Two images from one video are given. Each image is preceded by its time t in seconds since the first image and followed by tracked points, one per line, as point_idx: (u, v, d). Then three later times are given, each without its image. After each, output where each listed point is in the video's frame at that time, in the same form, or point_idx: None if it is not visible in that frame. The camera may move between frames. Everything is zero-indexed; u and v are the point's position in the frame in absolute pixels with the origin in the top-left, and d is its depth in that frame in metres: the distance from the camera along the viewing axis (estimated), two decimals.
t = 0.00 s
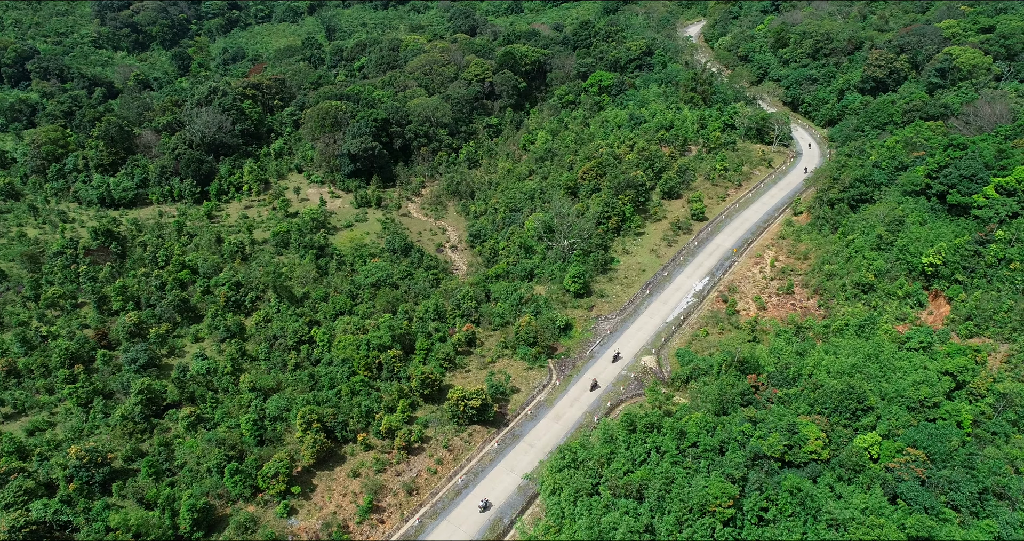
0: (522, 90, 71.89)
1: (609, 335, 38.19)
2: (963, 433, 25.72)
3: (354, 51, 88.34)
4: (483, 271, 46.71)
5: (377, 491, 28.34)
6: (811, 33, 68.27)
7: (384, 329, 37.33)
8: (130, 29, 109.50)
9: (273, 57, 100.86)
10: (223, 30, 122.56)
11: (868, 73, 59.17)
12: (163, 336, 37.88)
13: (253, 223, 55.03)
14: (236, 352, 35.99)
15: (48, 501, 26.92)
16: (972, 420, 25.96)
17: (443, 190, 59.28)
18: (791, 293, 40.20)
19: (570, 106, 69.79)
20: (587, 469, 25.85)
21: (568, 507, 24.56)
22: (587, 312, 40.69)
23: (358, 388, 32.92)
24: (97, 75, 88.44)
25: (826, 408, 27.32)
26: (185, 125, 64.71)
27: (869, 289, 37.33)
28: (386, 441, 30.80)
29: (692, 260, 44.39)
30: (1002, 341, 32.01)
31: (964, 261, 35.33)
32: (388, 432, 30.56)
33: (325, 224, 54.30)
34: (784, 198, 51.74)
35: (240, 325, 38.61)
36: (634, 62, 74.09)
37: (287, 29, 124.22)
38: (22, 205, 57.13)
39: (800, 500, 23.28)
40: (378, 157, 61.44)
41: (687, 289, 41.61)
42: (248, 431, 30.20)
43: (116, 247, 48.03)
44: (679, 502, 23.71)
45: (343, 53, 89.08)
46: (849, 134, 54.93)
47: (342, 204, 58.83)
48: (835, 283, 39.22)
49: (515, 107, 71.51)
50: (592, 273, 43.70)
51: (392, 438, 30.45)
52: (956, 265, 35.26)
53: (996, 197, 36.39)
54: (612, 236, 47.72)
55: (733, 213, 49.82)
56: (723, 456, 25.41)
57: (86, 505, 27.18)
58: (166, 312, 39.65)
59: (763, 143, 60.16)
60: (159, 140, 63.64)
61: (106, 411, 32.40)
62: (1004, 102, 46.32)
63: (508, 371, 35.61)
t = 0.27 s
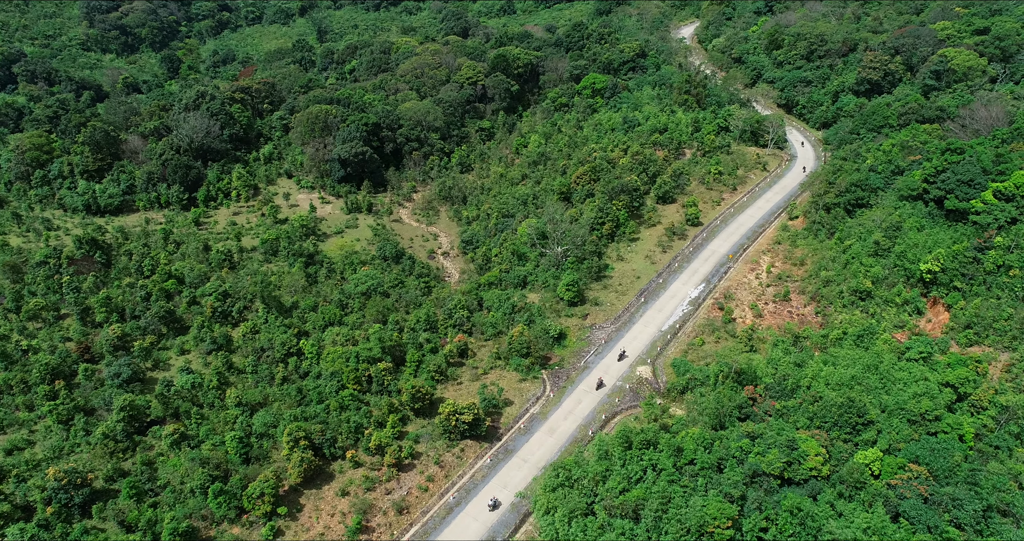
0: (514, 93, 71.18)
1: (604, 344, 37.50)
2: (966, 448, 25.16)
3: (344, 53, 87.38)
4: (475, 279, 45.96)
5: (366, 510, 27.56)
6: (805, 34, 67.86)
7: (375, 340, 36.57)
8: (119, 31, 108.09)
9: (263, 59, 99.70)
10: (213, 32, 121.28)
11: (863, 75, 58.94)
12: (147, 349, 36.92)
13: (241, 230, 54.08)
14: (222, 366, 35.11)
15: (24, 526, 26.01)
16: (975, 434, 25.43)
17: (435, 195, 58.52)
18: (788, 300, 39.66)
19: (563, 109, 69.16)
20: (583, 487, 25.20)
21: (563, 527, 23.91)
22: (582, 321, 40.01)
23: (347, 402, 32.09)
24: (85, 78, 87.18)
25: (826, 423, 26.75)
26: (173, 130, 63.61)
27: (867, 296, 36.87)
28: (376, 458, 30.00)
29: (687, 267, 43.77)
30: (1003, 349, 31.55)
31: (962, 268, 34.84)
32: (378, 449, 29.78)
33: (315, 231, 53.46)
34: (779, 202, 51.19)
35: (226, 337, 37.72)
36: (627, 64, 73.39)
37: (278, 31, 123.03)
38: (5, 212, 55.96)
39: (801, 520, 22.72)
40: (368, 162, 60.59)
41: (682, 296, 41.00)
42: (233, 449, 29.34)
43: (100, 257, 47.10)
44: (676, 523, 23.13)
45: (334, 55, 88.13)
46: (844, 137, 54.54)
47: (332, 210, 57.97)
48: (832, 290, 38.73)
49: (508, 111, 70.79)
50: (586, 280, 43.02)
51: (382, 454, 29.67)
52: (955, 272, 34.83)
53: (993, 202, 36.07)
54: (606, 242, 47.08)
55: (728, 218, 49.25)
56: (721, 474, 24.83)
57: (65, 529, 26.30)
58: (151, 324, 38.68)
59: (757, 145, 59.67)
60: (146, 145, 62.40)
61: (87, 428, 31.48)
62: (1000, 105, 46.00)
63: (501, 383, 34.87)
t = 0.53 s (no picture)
0: (508, 95, 70.58)
1: (599, 353, 36.90)
2: (969, 461, 24.68)
3: (337, 55, 86.57)
4: (469, 286, 45.35)
5: (357, 528, 26.93)
6: (801, 36, 67.55)
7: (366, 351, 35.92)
8: (110, 34, 106.97)
9: (255, 61, 98.75)
10: (205, 33, 120.22)
11: (859, 77, 58.75)
12: (134, 361, 36.10)
13: (232, 236, 53.31)
14: (210, 378, 34.37)
15: None
16: (978, 447, 24.96)
17: (429, 200, 57.86)
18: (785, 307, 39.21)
19: (557, 112, 68.63)
20: (579, 504, 24.64)
21: None
22: (577, 328, 39.44)
23: (338, 415, 31.42)
24: (74, 81, 86.07)
25: (826, 436, 26.26)
26: (162, 134, 62.65)
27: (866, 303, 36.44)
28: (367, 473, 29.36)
29: (684, 272, 43.21)
30: (1003, 357, 31.12)
31: (962, 274, 34.41)
32: (369, 464, 29.14)
33: (306, 237, 52.76)
34: (776, 206, 50.73)
35: (215, 348, 36.95)
36: (622, 66, 72.70)
37: (271, 33, 122.04)
38: None
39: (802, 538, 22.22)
40: (361, 167, 59.91)
41: (679, 303, 40.43)
42: (221, 466, 28.64)
43: (87, 265, 46.07)
44: None
45: (326, 58, 87.32)
46: (840, 140, 54.19)
47: (324, 215, 57.25)
48: (830, 296, 38.28)
49: (502, 113, 70.19)
50: (581, 287, 42.45)
51: (373, 470, 29.03)
52: (954, 278, 34.38)
53: (993, 207, 35.63)
54: (601, 247, 46.51)
55: (725, 222, 48.74)
56: (720, 490, 24.31)
57: None
58: (138, 335, 37.84)
59: (753, 148, 59.26)
60: (135, 150, 61.28)
61: (71, 444, 30.70)
62: (998, 107, 45.67)
63: (495, 394, 34.25)
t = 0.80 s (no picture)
0: (502, 99, 69.86)
1: (595, 363, 36.18)
2: (973, 477, 24.11)
3: (329, 58, 85.72)
4: (462, 294, 44.60)
5: None
6: (796, 38, 67.09)
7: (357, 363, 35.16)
8: (100, 37, 105.94)
9: (246, 64, 97.76)
10: (197, 36, 119.22)
11: (855, 79, 58.20)
12: (118, 376, 35.19)
13: (221, 244, 52.41)
14: (196, 393, 33.53)
15: None
16: (982, 462, 24.39)
17: (421, 206, 57.08)
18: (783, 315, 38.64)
19: (552, 115, 67.96)
20: (575, 525, 23.98)
21: None
22: (572, 338, 38.75)
23: (328, 432, 30.64)
24: (63, 84, 85.02)
25: (828, 452, 25.67)
26: (150, 139, 61.59)
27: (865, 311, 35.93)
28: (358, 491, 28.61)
29: (680, 279, 42.55)
30: (1005, 368, 30.64)
31: (963, 282, 33.85)
32: (360, 482, 28.39)
33: (297, 244, 51.94)
34: (773, 210, 50.14)
35: (201, 361, 36.06)
36: (616, 69, 72.25)
37: (263, 35, 121.00)
38: None
39: None
40: (353, 172, 59.11)
41: (675, 311, 39.77)
42: (206, 486, 27.82)
43: (72, 274, 44.97)
44: None
45: (318, 61, 86.45)
46: (837, 143, 53.68)
47: (316, 222, 56.39)
48: (829, 304, 37.72)
49: (495, 117, 69.47)
50: (576, 295, 41.75)
51: (364, 488, 28.29)
52: (955, 286, 33.83)
53: (993, 213, 35.10)
54: (596, 254, 45.83)
55: (721, 228, 48.10)
56: (720, 510, 23.71)
57: None
58: (123, 349, 36.92)
59: (749, 152, 58.71)
60: (124, 156, 60.00)
61: (51, 464, 29.80)
62: (996, 110, 45.24)
63: (489, 407, 33.53)
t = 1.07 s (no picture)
0: (496, 101, 69.24)
1: (591, 372, 35.59)
2: (977, 492, 23.61)
3: (322, 61, 84.97)
4: (457, 301, 43.95)
5: None
6: (793, 40, 66.70)
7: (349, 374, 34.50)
8: (92, 39, 105.04)
9: (239, 66, 96.90)
10: (189, 38, 118.28)
11: (852, 81, 57.93)
12: (104, 388, 34.43)
13: (212, 250, 51.63)
14: (183, 406, 32.80)
15: None
16: (987, 476, 23.89)
17: (415, 211, 56.40)
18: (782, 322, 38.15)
19: (547, 118, 67.40)
20: None
21: None
22: (568, 347, 38.15)
23: (318, 446, 29.99)
24: (54, 87, 84.06)
25: (829, 466, 25.19)
26: (140, 144, 60.71)
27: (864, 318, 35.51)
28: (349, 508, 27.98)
29: (677, 286, 42.00)
30: (1007, 377, 30.12)
31: (963, 289, 33.37)
32: (351, 498, 27.76)
33: (289, 251, 51.22)
34: (770, 214, 49.64)
35: (190, 373, 35.27)
36: (612, 71, 71.80)
37: (256, 37, 120.12)
38: None
39: None
40: (346, 177, 58.40)
41: (672, 318, 39.21)
42: (193, 504, 27.15)
43: (60, 282, 44.04)
44: None
45: (311, 63, 85.70)
46: (835, 146, 53.25)
47: (308, 227, 55.67)
48: (828, 311, 37.23)
49: (490, 120, 68.83)
50: (571, 302, 41.15)
51: (355, 504, 27.66)
52: (955, 293, 33.33)
53: (994, 219, 34.63)
54: (592, 260, 45.25)
55: (718, 232, 47.59)
56: (720, 528, 23.23)
57: None
58: (110, 361, 36.14)
59: (746, 154, 58.24)
60: (113, 161, 59.10)
61: (34, 481, 29.06)
62: (994, 113, 44.83)
63: (483, 419, 32.90)
